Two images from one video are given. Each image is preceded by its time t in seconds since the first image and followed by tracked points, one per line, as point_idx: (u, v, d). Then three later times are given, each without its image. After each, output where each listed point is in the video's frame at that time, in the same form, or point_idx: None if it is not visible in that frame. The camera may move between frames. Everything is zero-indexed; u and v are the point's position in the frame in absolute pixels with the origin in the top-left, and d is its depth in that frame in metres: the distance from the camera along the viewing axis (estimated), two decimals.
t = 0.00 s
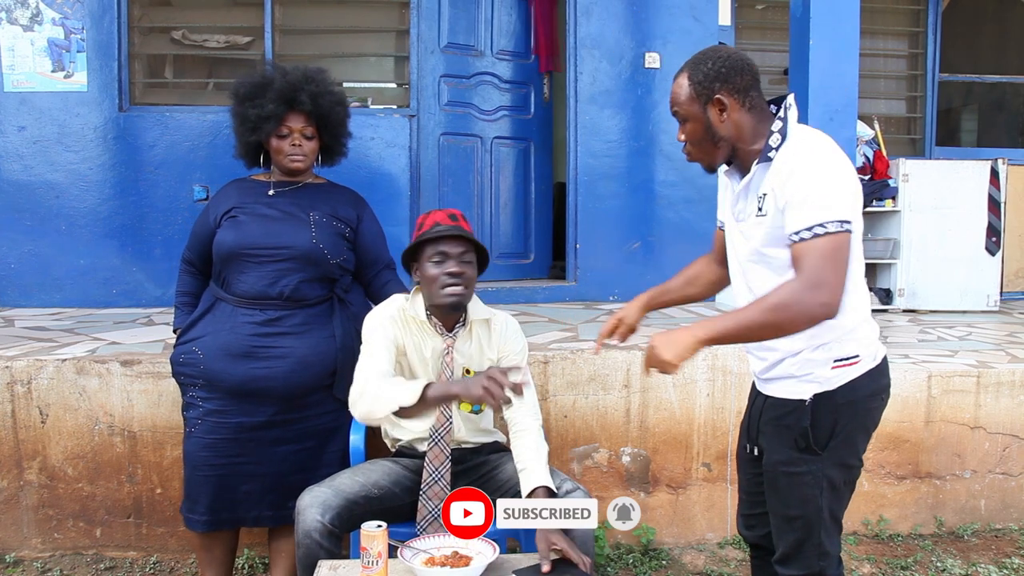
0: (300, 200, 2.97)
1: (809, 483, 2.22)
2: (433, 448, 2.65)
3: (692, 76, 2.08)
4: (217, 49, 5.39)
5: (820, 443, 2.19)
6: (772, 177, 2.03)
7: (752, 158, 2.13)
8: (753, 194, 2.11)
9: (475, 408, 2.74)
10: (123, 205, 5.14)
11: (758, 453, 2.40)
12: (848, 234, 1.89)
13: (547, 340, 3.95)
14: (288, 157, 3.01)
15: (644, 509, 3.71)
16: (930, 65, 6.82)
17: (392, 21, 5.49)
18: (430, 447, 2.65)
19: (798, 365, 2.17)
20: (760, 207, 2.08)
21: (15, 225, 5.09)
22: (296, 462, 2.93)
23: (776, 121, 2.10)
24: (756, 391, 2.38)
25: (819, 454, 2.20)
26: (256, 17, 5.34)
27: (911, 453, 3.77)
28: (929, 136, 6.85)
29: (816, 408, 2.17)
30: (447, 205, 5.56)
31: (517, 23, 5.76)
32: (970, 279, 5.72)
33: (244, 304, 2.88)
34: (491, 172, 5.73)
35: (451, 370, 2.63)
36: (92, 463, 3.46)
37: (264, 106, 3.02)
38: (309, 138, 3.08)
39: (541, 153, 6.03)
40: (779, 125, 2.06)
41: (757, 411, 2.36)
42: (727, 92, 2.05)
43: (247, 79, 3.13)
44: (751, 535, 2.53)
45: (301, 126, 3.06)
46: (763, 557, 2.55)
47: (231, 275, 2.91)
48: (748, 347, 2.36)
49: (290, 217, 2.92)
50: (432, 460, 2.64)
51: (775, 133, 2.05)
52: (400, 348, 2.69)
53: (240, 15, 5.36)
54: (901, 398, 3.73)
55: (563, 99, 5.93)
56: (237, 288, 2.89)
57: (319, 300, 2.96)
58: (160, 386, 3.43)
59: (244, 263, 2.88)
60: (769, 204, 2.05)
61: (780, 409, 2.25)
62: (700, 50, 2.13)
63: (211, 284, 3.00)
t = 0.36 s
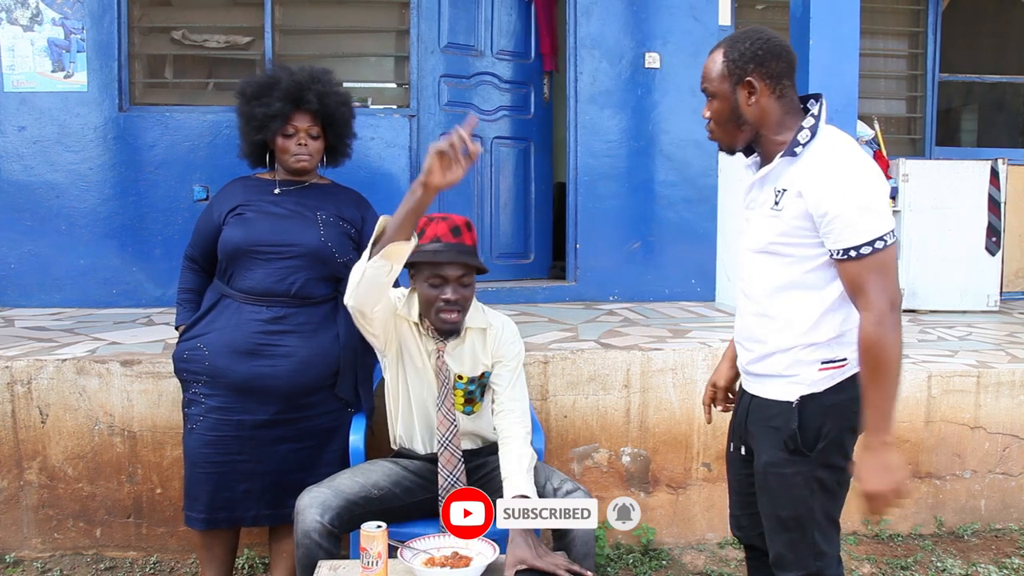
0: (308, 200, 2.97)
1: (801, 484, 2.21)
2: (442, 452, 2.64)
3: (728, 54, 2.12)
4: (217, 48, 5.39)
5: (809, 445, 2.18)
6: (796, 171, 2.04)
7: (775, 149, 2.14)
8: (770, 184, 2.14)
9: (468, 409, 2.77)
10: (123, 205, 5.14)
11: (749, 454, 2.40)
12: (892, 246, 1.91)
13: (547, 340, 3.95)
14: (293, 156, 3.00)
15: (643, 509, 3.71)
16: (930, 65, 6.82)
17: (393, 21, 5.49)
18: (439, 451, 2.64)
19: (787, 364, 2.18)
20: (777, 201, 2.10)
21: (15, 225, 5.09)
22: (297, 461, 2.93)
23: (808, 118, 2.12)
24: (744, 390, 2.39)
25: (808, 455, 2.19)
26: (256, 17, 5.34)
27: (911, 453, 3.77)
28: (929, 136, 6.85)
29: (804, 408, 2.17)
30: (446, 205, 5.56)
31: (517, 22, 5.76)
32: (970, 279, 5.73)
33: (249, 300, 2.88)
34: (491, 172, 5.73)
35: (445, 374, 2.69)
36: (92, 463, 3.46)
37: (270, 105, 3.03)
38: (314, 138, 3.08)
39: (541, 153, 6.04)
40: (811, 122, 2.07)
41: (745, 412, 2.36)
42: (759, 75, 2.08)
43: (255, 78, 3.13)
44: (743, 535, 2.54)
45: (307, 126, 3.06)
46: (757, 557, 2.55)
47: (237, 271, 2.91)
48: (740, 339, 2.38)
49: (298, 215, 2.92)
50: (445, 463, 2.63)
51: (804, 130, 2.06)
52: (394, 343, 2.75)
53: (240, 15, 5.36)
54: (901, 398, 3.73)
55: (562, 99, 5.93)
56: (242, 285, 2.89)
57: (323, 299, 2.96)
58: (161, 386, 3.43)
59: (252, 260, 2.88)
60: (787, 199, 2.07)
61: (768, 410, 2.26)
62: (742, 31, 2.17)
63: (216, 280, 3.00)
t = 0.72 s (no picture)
0: (305, 200, 2.97)
1: (804, 486, 2.22)
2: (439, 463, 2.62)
3: (751, 49, 2.09)
4: (216, 48, 5.39)
5: (814, 447, 2.20)
6: (813, 171, 2.03)
7: (793, 149, 2.13)
8: (784, 183, 2.13)
9: (481, 411, 2.78)
10: (123, 205, 5.14)
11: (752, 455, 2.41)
12: (909, 249, 1.87)
13: (547, 340, 3.95)
14: (291, 155, 3.01)
15: (643, 509, 3.71)
16: (930, 65, 6.82)
17: (393, 21, 5.49)
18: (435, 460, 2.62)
19: (794, 366, 2.18)
20: (793, 200, 2.09)
21: (15, 225, 5.09)
22: (297, 462, 2.93)
23: (827, 118, 2.09)
24: (748, 391, 2.37)
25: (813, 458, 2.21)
26: (256, 17, 5.34)
27: (911, 453, 3.77)
28: (928, 136, 6.85)
29: (810, 411, 2.17)
30: (446, 205, 5.55)
31: (517, 22, 5.76)
32: (970, 279, 5.73)
33: (247, 301, 2.88)
34: (491, 172, 5.73)
35: (448, 383, 2.65)
36: (92, 463, 3.46)
37: (271, 103, 3.02)
38: (313, 138, 3.08)
39: (541, 153, 6.04)
40: (831, 122, 2.06)
41: (750, 412, 2.35)
42: (782, 73, 2.06)
43: (256, 74, 3.13)
44: (741, 536, 2.53)
45: (306, 126, 3.06)
46: (757, 559, 2.55)
47: (236, 273, 2.91)
48: (746, 340, 2.37)
49: (296, 216, 2.93)
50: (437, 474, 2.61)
51: (825, 130, 2.04)
52: (398, 361, 2.67)
53: (240, 15, 5.36)
54: (901, 398, 3.73)
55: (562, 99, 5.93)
56: (240, 287, 2.89)
57: (323, 300, 2.96)
58: (161, 386, 3.43)
59: (250, 262, 2.88)
60: (802, 199, 2.06)
61: (775, 412, 2.25)
62: (765, 26, 2.14)
63: (214, 283, 3.00)
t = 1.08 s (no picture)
0: (293, 200, 2.97)
1: (811, 487, 2.23)
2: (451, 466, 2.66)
3: (743, 67, 2.05)
4: (216, 49, 5.39)
5: (825, 448, 2.21)
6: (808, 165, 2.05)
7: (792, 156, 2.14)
8: (785, 184, 2.17)
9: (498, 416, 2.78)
10: (123, 206, 5.14)
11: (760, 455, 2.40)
12: (833, 235, 1.91)
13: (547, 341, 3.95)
14: (280, 155, 3.02)
15: (643, 510, 3.71)
16: (930, 66, 6.82)
17: (392, 21, 5.49)
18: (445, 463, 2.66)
19: (806, 367, 2.17)
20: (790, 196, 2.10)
21: (14, 226, 5.09)
22: (292, 463, 2.92)
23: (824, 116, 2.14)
24: (760, 391, 2.37)
25: (823, 459, 2.22)
26: (255, 18, 5.34)
27: (911, 454, 3.77)
28: (928, 137, 6.86)
29: (823, 412, 2.18)
30: (446, 206, 5.55)
31: (516, 23, 5.76)
32: (970, 279, 5.73)
33: (239, 304, 2.88)
34: (490, 173, 5.73)
35: (464, 389, 2.67)
36: (92, 463, 3.46)
37: (259, 102, 3.04)
38: (302, 138, 3.08)
39: (541, 153, 6.04)
40: (826, 119, 2.11)
41: (762, 412, 2.34)
42: (779, 86, 2.05)
43: (245, 75, 3.14)
44: (746, 535, 2.54)
45: (295, 126, 3.07)
46: (759, 557, 2.56)
47: (229, 275, 2.91)
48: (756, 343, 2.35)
49: (284, 218, 2.92)
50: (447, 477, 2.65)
51: (820, 127, 2.10)
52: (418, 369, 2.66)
53: (239, 16, 5.36)
54: (901, 399, 3.73)
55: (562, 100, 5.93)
56: (232, 288, 2.89)
57: (315, 300, 2.96)
58: (161, 387, 3.43)
59: (238, 265, 2.89)
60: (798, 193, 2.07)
61: (786, 412, 2.24)
62: (743, 42, 2.11)
63: (209, 285, 3.00)
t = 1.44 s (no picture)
0: (284, 198, 2.98)
1: (801, 486, 2.22)
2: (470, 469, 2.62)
3: (687, 90, 2.09)
4: (216, 50, 5.39)
5: (812, 445, 2.20)
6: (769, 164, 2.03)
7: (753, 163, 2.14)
8: (753, 186, 2.13)
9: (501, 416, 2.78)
10: (123, 206, 5.15)
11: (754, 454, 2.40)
12: (827, 221, 1.90)
13: (547, 341, 3.95)
14: (270, 147, 3.02)
15: (643, 510, 3.70)
16: (930, 66, 6.82)
17: (392, 22, 5.49)
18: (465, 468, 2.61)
19: (791, 366, 2.18)
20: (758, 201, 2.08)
21: (15, 226, 5.09)
22: (283, 463, 2.90)
23: (775, 117, 2.12)
24: (755, 390, 2.38)
25: (811, 456, 2.21)
26: (256, 18, 5.35)
27: (911, 454, 3.77)
28: (928, 137, 6.86)
29: (809, 409, 2.18)
30: (446, 207, 5.56)
31: (516, 23, 5.76)
32: (970, 279, 5.73)
33: (229, 305, 2.89)
34: (490, 173, 5.73)
35: (468, 391, 2.66)
36: (92, 463, 3.46)
37: (248, 96, 3.05)
38: (292, 132, 3.08)
39: (541, 154, 6.04)
40: (778, 118, 2.09)
41: (754, 411, 2.36)
42: (725, 101, 2.06)
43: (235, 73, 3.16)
44: (749, 533, 2.54)
45: (285, 120, 3.07)
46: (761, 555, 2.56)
47: (226, 274, 2.91)
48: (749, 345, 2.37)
49: (273, 218, 2.92)
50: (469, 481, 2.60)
51: (773, 126, 2.08)
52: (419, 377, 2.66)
53: (240, 16, 5.36)
54: (901, 399, 3.73)
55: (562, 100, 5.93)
56: (222, 289, 2.90)
57: (304, 299, 2.95)
58: (160, 387, 3.43)
59: (228, 267, 2.91)
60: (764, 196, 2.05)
61: (775, 410, 2.25)
62: (689, 62, 2.14)
63: (205, 287, 3.02)
